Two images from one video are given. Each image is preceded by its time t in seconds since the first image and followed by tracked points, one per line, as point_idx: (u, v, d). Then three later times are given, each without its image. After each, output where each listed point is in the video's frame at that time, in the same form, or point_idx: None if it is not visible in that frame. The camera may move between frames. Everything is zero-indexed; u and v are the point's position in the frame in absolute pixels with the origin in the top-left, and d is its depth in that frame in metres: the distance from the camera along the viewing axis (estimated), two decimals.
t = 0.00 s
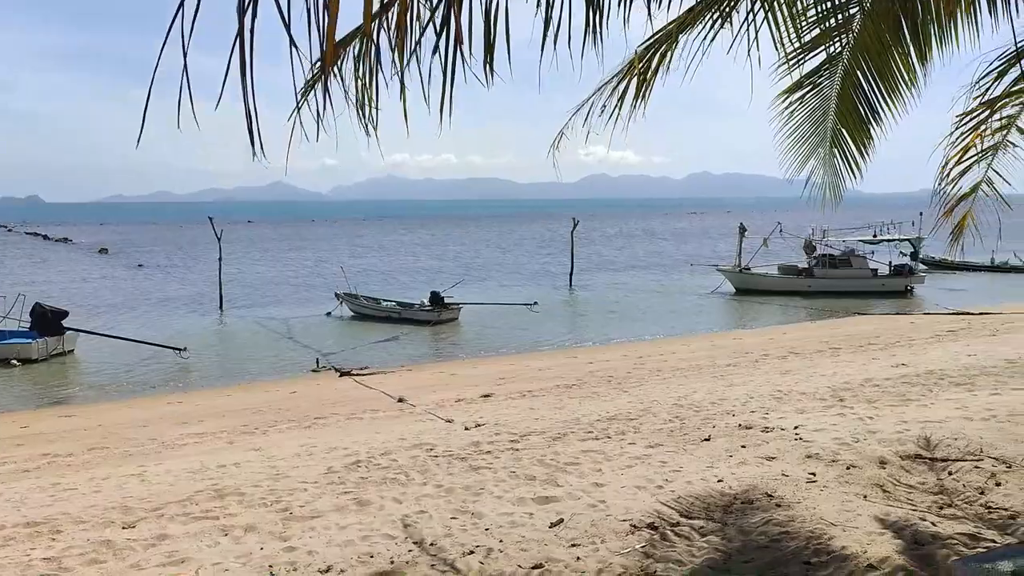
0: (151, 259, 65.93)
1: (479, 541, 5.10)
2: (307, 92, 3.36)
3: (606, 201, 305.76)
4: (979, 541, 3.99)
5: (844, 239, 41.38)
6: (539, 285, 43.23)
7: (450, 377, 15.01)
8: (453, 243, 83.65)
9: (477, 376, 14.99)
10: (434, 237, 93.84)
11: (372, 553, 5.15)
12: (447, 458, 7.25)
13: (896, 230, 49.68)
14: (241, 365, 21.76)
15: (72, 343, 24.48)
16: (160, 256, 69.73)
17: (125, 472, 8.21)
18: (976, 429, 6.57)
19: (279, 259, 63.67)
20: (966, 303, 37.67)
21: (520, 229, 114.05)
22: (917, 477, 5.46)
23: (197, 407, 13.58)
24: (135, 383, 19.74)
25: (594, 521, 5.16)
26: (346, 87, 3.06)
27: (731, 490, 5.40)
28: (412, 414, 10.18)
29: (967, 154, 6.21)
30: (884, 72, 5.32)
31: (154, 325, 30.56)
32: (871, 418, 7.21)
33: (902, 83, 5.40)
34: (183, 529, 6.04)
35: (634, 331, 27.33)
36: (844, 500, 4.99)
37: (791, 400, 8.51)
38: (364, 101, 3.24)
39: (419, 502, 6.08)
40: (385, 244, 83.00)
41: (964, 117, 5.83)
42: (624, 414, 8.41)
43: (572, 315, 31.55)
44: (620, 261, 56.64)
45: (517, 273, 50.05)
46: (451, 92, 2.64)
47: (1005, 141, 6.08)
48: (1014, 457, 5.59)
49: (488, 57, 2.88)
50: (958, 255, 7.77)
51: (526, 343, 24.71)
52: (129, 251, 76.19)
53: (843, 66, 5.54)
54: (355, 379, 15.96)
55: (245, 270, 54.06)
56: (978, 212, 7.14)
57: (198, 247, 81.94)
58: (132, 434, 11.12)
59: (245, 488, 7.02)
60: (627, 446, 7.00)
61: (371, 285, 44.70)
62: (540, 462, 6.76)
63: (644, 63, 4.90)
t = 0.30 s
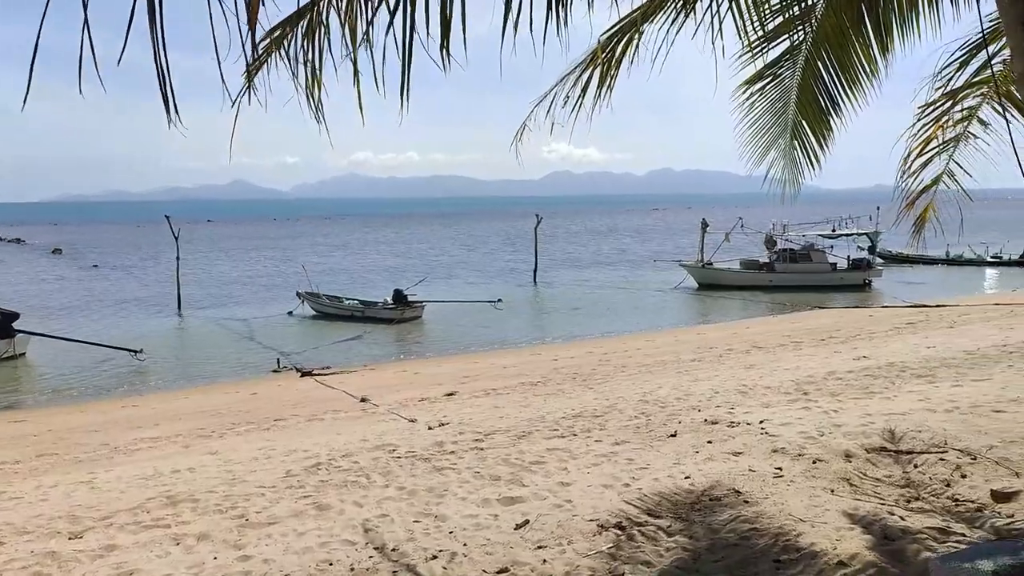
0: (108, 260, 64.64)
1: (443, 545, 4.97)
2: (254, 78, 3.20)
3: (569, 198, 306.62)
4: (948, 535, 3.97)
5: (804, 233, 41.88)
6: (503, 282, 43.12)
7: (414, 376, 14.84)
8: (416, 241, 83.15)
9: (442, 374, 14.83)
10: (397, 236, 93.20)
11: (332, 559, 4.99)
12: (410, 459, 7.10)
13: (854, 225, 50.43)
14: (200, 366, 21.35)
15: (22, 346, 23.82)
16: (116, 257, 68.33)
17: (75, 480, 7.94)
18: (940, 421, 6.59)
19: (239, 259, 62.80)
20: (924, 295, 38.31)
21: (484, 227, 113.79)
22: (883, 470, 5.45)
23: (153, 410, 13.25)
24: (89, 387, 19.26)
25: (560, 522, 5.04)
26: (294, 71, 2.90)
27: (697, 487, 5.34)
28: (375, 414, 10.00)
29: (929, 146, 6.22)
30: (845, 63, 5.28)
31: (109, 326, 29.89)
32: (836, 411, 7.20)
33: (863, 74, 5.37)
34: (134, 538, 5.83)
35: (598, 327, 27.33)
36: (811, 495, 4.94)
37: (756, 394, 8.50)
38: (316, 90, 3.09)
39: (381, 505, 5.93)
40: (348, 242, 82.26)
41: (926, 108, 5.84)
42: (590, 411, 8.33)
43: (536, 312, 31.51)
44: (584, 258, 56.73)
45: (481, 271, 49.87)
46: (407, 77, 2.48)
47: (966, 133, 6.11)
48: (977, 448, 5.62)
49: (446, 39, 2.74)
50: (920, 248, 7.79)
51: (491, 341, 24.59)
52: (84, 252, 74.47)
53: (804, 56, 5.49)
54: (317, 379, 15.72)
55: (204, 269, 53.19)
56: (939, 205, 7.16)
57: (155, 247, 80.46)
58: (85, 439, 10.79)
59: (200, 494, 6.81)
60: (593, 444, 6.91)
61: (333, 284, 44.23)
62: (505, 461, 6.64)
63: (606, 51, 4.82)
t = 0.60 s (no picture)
0: (65, 261, 63.24)
1: (409, 554, 4.83)
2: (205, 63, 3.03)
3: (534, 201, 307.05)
4: (923, 539, 3.93)
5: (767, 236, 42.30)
6: (469, 284, 42.95)
7: (379, 379, 14.64)
8: (382, 243, 82.60)
9: (408, 377, 14.65)
10: (362, 238, 92.53)
11: (295, 571, 4.83)
12: (375, 464, 6.94)
13: (815, 228, 51.05)
14: (159, 370, 20.90)
15: None
16: (74, 258, 66.84)
17: (24, 488, 7.65)
18: (907, 422, 6.59)
19: (201, 260, 61.85)
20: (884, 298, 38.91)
21: (450, 228, 113.47)
22: (853, 472, 5.42)
23: (109, 415, 12.91)
24: (43, 391, 18.74)
25: (530, 529, 4.93)
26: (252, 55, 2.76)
27: (668, 491, 5.26)
28: (339, 418, 9.81)
29: (897, 146, 6.23)
30: (813, 62, 5.23)
31: (65, 329, 29.17)
32: (804, 413, 7.19)
33: (831, 73, 5.32)
34: (85, 550, 5.60)
35: (564, 329, 27.31)
36: (782, 498, 4.88)
37: (724, 396, 8.47)
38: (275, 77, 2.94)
39: (345, 512, 5.77)
40: (312, 244, 81.40)
41: (894, 108, 5.84)
42: (558, 414, 8.23)
43: (501, 314, 31.40)
44: (550, 260, 56.79)
45: (447, 273, 49.65)
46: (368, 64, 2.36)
47: (933, 134, 6.13)
48: (946, 450, 5.62)
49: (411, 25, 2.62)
50: (886, 250, 7.82)
51: (457, 343, 24.42)
52: (40, 253, 72.74)
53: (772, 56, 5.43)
54: (280, 382, 15.45)
55: (164, 271, 52.28)
56: (906, 207, 7.17)
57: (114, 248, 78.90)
58: (36, 445, 10.44)
59: (156, 502, 6.58)
60: (562, 447, 6.81)
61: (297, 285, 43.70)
62: (473, 465, 6.51)
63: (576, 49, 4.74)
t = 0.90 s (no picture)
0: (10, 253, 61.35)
1: (373, 555, 4.66)
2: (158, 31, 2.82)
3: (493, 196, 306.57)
4: (900, 534, 3.90)
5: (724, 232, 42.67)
6: (428, 279, 42.63)
7: (337, 374, 14.36)
8: (340, 237, 81.63)
9: (367, 372, 14.39)
10: (320, 232, 91.42)
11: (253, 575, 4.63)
12: (335, 461, 6.74)
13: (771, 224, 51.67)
14: (108, 365, 20.32)
15: None
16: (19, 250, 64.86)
17: None
18: (873, 416, 6.59)
19: (153, 253, 60.49)
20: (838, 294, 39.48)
21: (408, 223, 112.66)
22: (822, 466, 5.38)
23: (56, 412, 12.46)
24: None
25: (497, 527, 4.79)
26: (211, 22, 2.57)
27: (638, 486, 5.16)
28: (297, 413, 9.56)
29: (865, 138, 6.20)
30: (785, 51, 5.12)
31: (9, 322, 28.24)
32: (770, 407, 7.16)
33: (803, 63, 5.22)
34: (28, 554, 5.32)
35: (525, 324, 27.20)
36: (753, 493, 4.81)
37: (689, 390, 8.42)
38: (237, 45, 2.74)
39: (305, 512, 5.57)
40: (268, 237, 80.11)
41: (863, 99, 5.81)
42: (522, 408, 8.10)
43: (461, 309, 31.17)
44: (510, 255, 56.65)
45: (406, 267, 49.24)
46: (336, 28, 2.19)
47: (900, 126, 6.12)
48: (914, 444, 5.62)
49: None
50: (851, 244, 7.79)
51: (416, 338, 24.16)
52: None
53: (744, 46, 5.33)
54: (235, 378, 15.08)
55: (115, 264, 51.04)
56: (871, 201, 7.16)
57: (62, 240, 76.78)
58: None
59: (104, 502, 6.30)
60: (528, 442, 6.68)
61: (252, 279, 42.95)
62: (437, 462, 6.35)
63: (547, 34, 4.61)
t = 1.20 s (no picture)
0: None
1: None
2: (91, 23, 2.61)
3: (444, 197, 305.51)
4: (869, 544, 3.87)
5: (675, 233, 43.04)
6: (380, 281, 42.18)
7: (288, 380, 14.03)
8: (289, 238, 80.44)
9: (318, 378, 14.07)
10: (268, 234, 89.95)
11: None
12: (287, 474, 6.50)
13: (721, 225, 52.29)
14: (47, 373, 19.61)
15: None
16: None
17: None
18: (831, 418, 6.60)
19: (95, 256, 58.86)
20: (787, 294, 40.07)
21: (358, 225, 111.50)
22: (784, 471, 5.34)
23: None
24: None
25: (460, 543, 4.63)
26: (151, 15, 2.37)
27: (601, 496, 5.05)
28: (246, 423, 9.26)
29: (822, 141, 6.19)
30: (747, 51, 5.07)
31: None
32: (730, 411, 7.12)
33: (765, 63, 5.19)
34: None
35: (478, 326, 27.02)
36: (719, 501, 4.73)
37: (648, 394, 8.36)
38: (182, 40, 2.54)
39: (256, 530, 5.33)
40: (215, 240, 78.60)
41: (822, 101, 5.80)
42: (480, 415, 7.95)
43: (413, 312, 30.87)
44: (462, 257, 56.43)
45: (357, 269, 48.68)
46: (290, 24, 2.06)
47: (857, 128, 6.13)
48: (874, 447, 5.63)
49: None
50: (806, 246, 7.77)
51: (368, 342, 23.82)
52: None
53: (705, 47, 5.25)
54: (181, 385, 14.64)
55: (54, 268, 49.50)
56: (827, 203, 7.16)
57: None
58: None
59: (40, 523, 5.98)
60: (488, 451, 6.54)
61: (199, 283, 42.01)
62: (394, 473, 6.16)
63: (507, 31, 4.48)
